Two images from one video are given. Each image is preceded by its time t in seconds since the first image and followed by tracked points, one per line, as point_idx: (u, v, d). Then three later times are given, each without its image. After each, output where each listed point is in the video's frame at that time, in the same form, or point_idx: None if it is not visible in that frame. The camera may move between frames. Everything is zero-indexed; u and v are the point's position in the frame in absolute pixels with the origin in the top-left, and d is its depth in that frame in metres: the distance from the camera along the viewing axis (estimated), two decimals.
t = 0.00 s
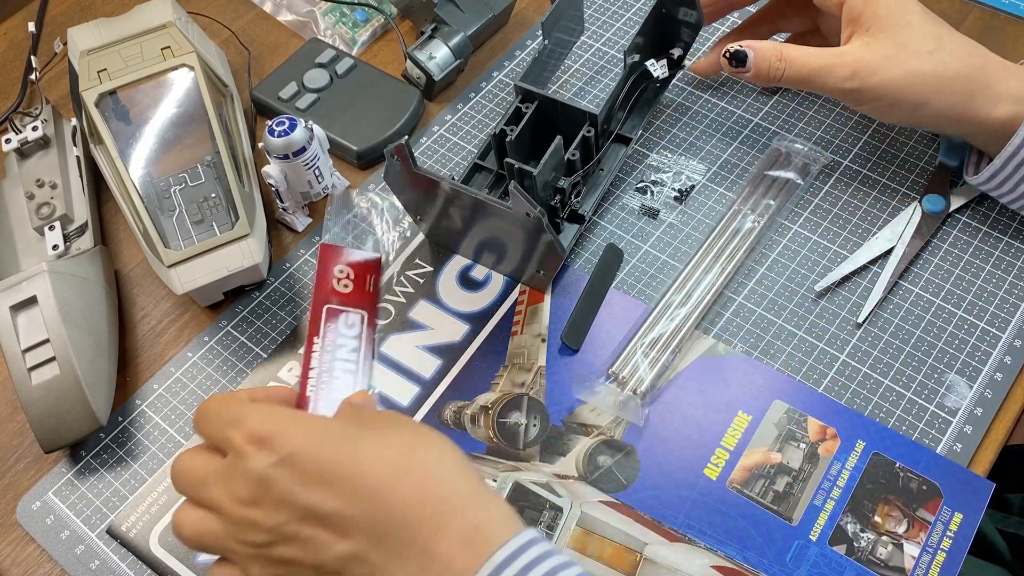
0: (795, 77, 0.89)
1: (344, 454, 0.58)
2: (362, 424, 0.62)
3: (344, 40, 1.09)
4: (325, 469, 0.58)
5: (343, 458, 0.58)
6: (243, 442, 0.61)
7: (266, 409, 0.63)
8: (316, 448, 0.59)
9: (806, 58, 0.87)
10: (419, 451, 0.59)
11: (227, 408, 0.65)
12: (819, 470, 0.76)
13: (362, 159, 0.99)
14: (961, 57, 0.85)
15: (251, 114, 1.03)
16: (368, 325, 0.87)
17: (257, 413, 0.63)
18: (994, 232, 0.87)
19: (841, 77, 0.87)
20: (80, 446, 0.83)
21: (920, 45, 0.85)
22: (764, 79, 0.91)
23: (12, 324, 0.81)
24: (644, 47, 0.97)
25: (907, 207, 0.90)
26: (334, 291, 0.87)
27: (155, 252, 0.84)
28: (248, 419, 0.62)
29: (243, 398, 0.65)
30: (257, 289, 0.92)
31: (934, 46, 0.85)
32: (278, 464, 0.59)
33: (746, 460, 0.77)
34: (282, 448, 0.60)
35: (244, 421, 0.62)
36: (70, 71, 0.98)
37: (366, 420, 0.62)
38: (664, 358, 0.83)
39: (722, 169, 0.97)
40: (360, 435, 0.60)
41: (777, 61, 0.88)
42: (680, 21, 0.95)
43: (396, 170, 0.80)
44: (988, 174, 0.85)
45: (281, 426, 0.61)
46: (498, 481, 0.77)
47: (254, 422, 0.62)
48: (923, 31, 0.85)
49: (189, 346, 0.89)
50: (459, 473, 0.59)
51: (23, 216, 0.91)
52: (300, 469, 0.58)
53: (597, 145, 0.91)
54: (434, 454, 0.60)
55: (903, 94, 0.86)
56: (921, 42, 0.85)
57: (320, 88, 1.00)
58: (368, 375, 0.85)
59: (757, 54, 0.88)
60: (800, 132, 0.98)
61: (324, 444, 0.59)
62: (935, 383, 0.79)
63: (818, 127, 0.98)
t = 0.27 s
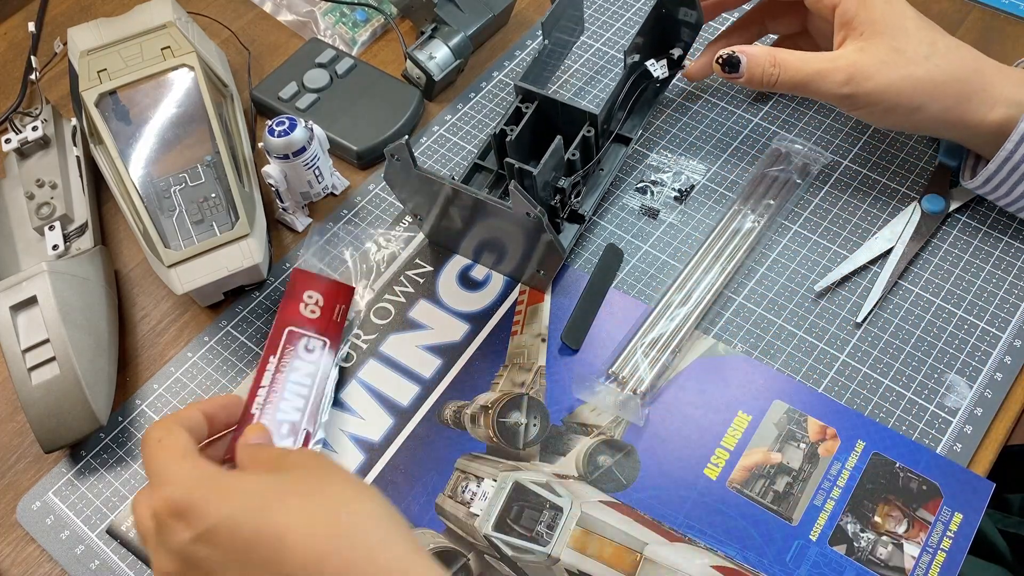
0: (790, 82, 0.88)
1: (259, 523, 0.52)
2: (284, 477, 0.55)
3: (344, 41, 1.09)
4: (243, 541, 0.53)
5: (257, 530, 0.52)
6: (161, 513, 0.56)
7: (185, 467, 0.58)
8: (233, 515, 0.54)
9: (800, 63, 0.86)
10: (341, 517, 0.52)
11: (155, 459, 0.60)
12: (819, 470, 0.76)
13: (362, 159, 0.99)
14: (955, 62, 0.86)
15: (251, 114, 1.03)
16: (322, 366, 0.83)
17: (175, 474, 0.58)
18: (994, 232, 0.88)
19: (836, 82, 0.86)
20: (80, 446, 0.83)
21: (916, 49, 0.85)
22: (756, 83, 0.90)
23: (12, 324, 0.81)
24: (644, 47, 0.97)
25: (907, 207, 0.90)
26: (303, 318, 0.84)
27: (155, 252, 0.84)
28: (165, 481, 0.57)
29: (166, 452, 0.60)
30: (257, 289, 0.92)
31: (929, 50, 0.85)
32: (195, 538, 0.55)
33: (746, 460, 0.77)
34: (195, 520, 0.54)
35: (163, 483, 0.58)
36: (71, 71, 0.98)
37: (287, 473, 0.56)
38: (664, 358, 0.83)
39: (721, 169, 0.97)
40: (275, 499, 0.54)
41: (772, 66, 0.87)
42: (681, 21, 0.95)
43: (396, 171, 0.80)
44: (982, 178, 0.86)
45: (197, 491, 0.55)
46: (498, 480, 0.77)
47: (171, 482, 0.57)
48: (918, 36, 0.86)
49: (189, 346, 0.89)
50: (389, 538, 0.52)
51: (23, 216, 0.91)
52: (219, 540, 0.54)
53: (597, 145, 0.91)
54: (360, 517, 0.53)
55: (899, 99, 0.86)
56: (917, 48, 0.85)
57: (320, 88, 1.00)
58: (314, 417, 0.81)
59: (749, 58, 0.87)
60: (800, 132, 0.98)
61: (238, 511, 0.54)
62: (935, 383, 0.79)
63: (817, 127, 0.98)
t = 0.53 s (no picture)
0: (795, 81, 0.88)
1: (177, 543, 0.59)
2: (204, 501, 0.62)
3: (344, 40, 1.09)
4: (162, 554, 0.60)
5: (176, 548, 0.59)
6: (86, 522, 0.62)
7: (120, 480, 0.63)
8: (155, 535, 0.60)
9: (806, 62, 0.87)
10: (255, 540, 0.60)
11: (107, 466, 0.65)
12: (819, 470, 0.76)
13: (362, 159, 0.99)
14: (958, 62, 0.86)
15: (251, 114, 1.03)
16: (315, 420, 0.80)
17: (107, 492, 0.62)
18: (994, 232, 0.87)
19: (841, 82, 0.87)
20: (80, 446, 0.83)
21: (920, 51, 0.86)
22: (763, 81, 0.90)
23: (12, 324, 0.81)
24: (639, 47, 0.95)
25: (907, 207, 0.90)
26: (332, 365, 0.84)
27: (155, 252, 0.84)
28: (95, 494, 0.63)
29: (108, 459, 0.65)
30: (257, 289, 0.92)
31: (933, 52, 0.86)
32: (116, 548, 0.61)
33: (746, 461, 0.77)
34: (118, 532, 0.61)
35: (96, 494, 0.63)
36: (71, 71, 0.98)
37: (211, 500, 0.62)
38: (664, 358, 0.83)
39: (721, 169, 0.97)
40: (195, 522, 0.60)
41: (778, 65, 0.87)
42: (677, 19, 0.93)
43: (397, 172, 0.80)
44: (981, 177, 0.86)
45: (123, 507, 0.61)
46: (498, 480, 0.77)
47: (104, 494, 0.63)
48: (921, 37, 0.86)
49: (189, 346, 0.89)
50: (298, 558, 0.59)
51: (23, 216, 0.91)
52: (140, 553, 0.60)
53: (597, 145, 0.91)
54: (274, 542, 0.60)
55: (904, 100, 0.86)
56: (921, 48, 0.86)
57: (320, 88, 1.00)
58: (273, 463, 0.78)
59: (758, 55, 0.87)
60: (800, 132, 0.98)
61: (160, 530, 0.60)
62: (935, 383, 0.79)
63: (817, 127, 0.98)
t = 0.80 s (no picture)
0: (794, 83, 0.90)
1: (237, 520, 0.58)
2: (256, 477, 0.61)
3: (344, 40, 1.09)
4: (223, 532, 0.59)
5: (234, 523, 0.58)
6: (139, 501, 0.61)
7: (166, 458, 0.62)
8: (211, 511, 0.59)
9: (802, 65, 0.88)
10: (315, 515, 0.60)
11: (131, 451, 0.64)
12: (820, 470, 0.76)
13: (362, 159, 0.99)
14: (959, 62, 0.86)
15: (251, 114, 1.03)
16: (345, 405, 0.83)
17: (158, 470, 0.61)
18: (994, 232, 0.87)
19: (839, 85, 0.87)
20: (80, 446, 0.84)
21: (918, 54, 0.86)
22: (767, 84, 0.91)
23: (12, 324, 0.81)
24: (638, 48, 0.95)
25: (907, 207, 0.90)
26: (361, 350, 0.86)
27: (155, 252, 0.84)
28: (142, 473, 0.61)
29: (143, 441, 0.63)
30: (257, 289, 0.92)
31: (931, 54, 0.86)
32: (173, 526, 0.60)
33: (746, 461, 0.77)
34: (176, 511, 0.60)
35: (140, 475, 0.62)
36: (71, 71, 0.98)
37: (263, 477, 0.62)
38: (664, 358, 0.83)
39: (721, 169, 0.97)
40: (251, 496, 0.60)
41: (776, 67, 0.89)
42: (677, 20, 0.92)
43: (397, 172, 0.79)
44: (978, 181, 0.86)
45: (177, 486, 0.60)
46: (498, 480, 0.77)
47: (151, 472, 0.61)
48: (919, 41, 0.86)
49: (189, 346, 0.89)
50: (359, 531, 0.60)
51: (23, 216, 0.91)
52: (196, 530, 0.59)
53: (597, 145, 0.91)
54: (333, 516, 0.60)
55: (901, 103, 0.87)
56: (919, 50, 0.86)
57: (320, 88, 1.00)
58: (309, 448, 0.81)
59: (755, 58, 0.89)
60: (800, 132, 0.98)
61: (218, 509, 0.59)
62: (935, 383, 0.79)
63: (817, 127, 0.98)
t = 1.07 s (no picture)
0: (784, 96, 0.91)
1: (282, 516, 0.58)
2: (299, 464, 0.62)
3: (344, 40, 1.09)
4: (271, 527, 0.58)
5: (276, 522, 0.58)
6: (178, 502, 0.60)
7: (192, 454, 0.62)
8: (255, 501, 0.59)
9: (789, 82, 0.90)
10: (362, 517, 0.60)
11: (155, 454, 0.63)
12: (820, 470, 0.76)
13: (362, 159, 0.99)
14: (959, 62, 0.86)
15: (251, 114, 1.03)
16: (342, 401, 0.84)
17: (194, 469, 0.61)
18: (994, 232, 0.87)
19: (827, 99, 0.89)
20: (80, 446, 0.84)
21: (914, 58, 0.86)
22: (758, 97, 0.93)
23: (12, 324, 0.81)
24: (652, 59, 0.95)
25: (907, 208, 0.90)
26: (357, 345, 0.87)
27: (155, 252, 0.84)
28: (176, 474, 0.61)
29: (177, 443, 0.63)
30: (257, 289, 0.92)
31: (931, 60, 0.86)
32: (217, 528, 0.59)
33: (746, 461, 0.77)
34: (222, 511, 0.59)
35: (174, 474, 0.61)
36: (71, 71, 0.98)
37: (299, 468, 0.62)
38: (664, 358, 0.83)
39: (722, 169, 0.97)
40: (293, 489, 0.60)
41: (764, 83, 0.91)
42: (692, 34, 0.93)
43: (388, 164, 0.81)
44: (973, 185, 0.86)
45: (219, 484, 0.60)
46: (498, 480, 0.77)
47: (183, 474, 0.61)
48: (916, 44, 0.86)
49: (189, 346, 0.89)
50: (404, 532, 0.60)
51: (23, 216, 0.91)
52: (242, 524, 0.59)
53: (594, 153, 0.91)
54: (378, 516, 0.60)
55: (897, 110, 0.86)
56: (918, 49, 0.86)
57: (320, 88, 1.00)
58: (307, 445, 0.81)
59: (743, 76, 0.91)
60: (800, 132, 0.98)
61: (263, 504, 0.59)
62: (935, 383, 0.79)
63: (817, 127, 0.98)
